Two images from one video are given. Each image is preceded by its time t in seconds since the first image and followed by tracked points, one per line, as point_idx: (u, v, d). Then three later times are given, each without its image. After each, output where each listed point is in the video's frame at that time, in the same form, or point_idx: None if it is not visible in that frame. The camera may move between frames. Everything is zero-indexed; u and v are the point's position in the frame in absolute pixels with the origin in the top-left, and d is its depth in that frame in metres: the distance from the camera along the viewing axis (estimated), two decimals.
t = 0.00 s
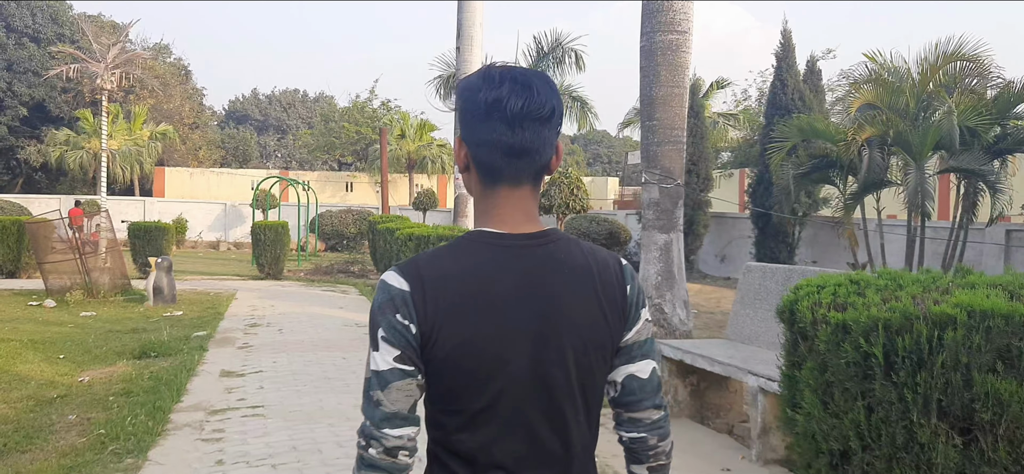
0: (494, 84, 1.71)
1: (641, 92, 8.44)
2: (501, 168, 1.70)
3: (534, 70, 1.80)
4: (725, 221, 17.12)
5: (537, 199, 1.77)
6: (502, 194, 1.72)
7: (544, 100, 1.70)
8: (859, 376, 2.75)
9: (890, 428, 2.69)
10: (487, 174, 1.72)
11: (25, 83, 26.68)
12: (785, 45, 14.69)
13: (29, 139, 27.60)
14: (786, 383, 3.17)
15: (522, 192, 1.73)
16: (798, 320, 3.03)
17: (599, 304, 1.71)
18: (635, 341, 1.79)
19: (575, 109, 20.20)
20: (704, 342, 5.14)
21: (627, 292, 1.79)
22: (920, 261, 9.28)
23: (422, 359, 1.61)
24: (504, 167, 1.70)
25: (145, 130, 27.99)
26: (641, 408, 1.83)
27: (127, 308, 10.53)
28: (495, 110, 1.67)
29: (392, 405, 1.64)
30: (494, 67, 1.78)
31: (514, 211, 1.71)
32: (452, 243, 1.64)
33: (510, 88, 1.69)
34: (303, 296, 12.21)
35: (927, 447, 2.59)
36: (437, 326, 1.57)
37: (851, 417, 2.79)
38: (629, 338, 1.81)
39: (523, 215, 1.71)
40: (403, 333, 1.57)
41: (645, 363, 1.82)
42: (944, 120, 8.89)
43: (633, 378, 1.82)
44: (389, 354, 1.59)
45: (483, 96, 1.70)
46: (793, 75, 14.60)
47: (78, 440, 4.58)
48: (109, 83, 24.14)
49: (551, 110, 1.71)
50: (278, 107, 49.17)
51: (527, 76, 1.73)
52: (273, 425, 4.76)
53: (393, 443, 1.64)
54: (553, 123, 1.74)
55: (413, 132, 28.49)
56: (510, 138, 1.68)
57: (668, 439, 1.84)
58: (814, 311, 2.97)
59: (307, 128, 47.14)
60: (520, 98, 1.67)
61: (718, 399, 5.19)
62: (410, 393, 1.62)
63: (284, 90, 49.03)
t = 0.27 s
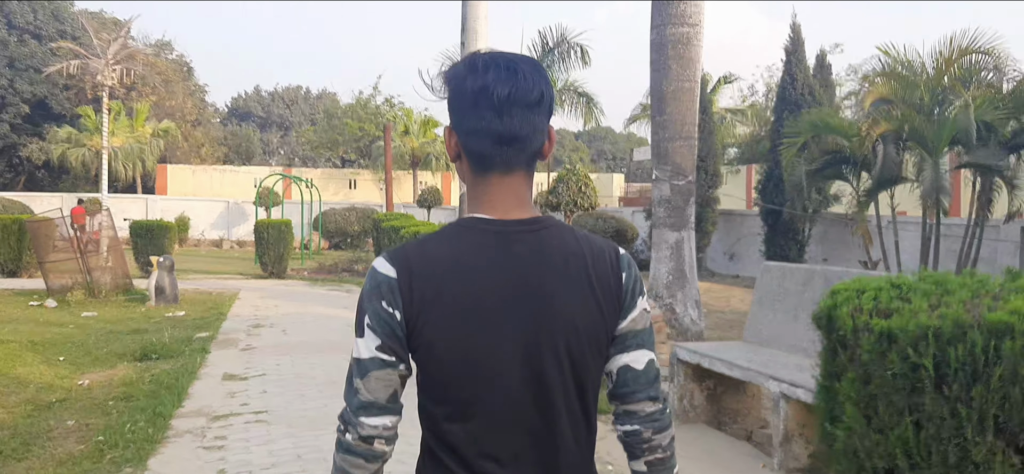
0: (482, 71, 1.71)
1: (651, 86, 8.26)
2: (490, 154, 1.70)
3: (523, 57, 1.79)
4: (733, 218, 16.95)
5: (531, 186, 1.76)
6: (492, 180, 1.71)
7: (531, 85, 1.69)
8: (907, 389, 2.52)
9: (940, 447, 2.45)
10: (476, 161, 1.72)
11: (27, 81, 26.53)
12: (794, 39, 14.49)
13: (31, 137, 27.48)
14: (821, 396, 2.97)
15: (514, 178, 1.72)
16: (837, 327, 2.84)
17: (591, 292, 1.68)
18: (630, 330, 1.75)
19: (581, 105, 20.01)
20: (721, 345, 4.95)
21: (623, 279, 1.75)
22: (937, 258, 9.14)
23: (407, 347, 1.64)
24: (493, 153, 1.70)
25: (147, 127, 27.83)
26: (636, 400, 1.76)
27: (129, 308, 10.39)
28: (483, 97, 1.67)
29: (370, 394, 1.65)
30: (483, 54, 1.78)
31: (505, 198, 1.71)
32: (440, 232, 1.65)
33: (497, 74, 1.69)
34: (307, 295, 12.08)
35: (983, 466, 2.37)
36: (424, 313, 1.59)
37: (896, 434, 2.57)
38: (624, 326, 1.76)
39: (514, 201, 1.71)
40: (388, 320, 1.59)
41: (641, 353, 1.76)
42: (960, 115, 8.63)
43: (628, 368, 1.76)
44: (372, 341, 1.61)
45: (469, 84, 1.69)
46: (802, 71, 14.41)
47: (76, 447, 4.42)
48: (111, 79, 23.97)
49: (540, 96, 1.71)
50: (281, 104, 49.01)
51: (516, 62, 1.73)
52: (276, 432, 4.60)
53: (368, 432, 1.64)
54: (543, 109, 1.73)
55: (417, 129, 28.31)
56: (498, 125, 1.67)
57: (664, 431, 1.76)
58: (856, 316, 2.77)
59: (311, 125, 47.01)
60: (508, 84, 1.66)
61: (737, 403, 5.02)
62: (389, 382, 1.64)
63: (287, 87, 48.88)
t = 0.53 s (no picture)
0: (484, 72, 1.70)
1: (659, 83, 8.17)
2: (491, 156, 1.69)
3: (526, 59, 1.78)
4: (739, 215, 16.86)
5: (532, 188, 1.75)
6: (492, 182, 1.71)
7: (533, 87, 1.68)
8: (947, 397, 2.44)
9: (984, 457, 2.33)
10: (478, 163, 1.71)
11: (30, 80, 26.51)
12: (801, 34, 14.39)
13: (35, 137, 27.46)
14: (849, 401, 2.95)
15: (514, 181, 1.71)
16: (868, 332, 2.80)
17: (587, 294, 1.66)
18: (629, 331, 1.71)
19: (585, 102, 19.92)
20: (734, 345, 4.84)
21: (621, 281, 1.72)
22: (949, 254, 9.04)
23: (403, 348, 1.65)
24: (495, 154, 1.69)
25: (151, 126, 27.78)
26: (640, 402, 1.72)
27: (133, 308, 10.33)
28: (484, 98, 1.66)
29: (361, 395, 1.66)
30: (486, 56, 1.77)
31: (506, 200, 1.70)
32: (438, 233, 1.66)
33: (499, 76, 1.68)
34: (312, 294, 12.01)
35: None
36: (421, 315, 1.59)
37: (937, 443, 2.48)
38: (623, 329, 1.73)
39: (516, 203, 1.70)
40: (383, 321, 1.60)
41: (642, 354, 1.72)
42: (973, 109, 8.51)
43: (630, 370, 1.72)
44: (365, 342, 1.63)
45: (471, 85, 1.69)
46: (809, 66, 14.30)
47: (78, 451, 4.34)
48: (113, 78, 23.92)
49: (542, 97, 1.69)
50: (284, 103, 49.01)
51: (518, 64, 1.72)
52: (282, 435, 4.52)
53: (358, 432, 1.66)
54: (545, 111, 1.71)
55: (420, 127, 28.24)
56: (499, 127, 1.66)
57: (669, 435, 1.72)
58: (889, 320, 2.73)
59: (314, 124, 46.99)
60: (509, 86, 1.66)
61: (750, 404, 4.89)
62: (381, 385, 1.65)
63: (290, 86, 48.86)
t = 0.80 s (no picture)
0: (479, 87, 1.67)
1: (664, 71, 8.01)
2: (488, 169, 1.66)
3: (522, 71, 1.75)
4: (744, 205, 16.71)
5: (530, 202, 1.71)
6: (490, 196, 1.68)
7: (530, 100, 1.65)
8: (997, 395, 2.32)
9: None
10: (475, 177, 1.68)
11: (30, 84, 26.41)
12: (805, 19, 14.19)
13: (36, 140, 27.40)
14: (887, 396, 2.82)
15: (512, 194, 1.68)
16: (907, 326, 2.67)
17: (588, 307, 1.63)
18: (628, 346, 1.70)
19: (587, 94, 19.77)
20: (748, 338, 4.74)
21: (621, 295, 1.69)
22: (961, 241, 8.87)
23: (405, 362, 1.62)
24: (492, 168, 1.66)
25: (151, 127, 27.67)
26: (634, 417, 1.71)
27: (135, 311, 10.23)
28: (481, 112, 1.63)
29: (366, 407, 1.65)
30: (481, 70, 1.74)
31: (505, 213, 1.66)
32: (437, 246, 1.62)
33: (495, 90, 1.65)
34: (316, 294, 11.90)
35: None
36: (421, 327, 1.56)
37: (987, 444, 2.36)
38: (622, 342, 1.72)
39: (514, 216, 1.66)
40: (385, 335, 1.58)
41: (639, 369, 1.71)
42: (984, 91, 8.33)
43: (626, 384, 1.71)
44: (368, 355, 1.60)
45: (468, 100, 1.66)
46: (813, 52, 14.12)
47: (78, 460, 4.22)
48: (113, 79, 23.84)
49: (538, 110, 1.66)
50: (285, 102, 48.88)
51: (513, 78, 1.69)
52: (286, 440, 4.41)
53: (364, 444, 1.65)
54: (541, 125, 1.68)
55: (422, 123, 28.12)
56: (497, 140, 1.63)
57: (661, 449, 1.72)
58: (930, 312, 2.59)
59: (315, 122, 46.86)
60: (506, 101, 1.62)
61: (766, 399, 4.80)
62: (385, 397, 1.64)
63: (290, 84, 48.73)
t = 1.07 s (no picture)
0: (482, 75, 1.67)
1: (670, 70, 7.92)
2: (490, 158, 1.68)
3: (524, 61, 1.76)
4: (749, 204, 16.59)
5: (531, 190, 1.74)
6: (492, 183, 1.69)
7: (532, 90, 1.66)
8: None
9: None
10: (478, 164, 1.69)
11: (32, 85, 26.36)
12: (811, 18, 14.09)
13: (38, 142, 27.36)
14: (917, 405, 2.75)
15: (513, 182, 1.70)
16: (939, 328, 2.60)
17: (589, 294, 1.66)
18: (628, 334, 1.73)
19: (590, 94, 19.68)
20: (758, 339, 4.65)
21: (621, 284, 1.72)
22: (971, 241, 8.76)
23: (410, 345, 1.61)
24: (494, 156, 1.68)
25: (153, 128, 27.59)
26: (631, 404, 1.76)
27: (136, 312, 10.14)
28: (484, 101, 1.64)
29: (376, 389, 1.62)
30: (483, 58, 1.74)
31: (506, 201, 1.68)
32: (439, 231, 1.63)
33: (498, 78, 1.66)
34: (318, 294, 11.80)
35: None
36: (424, 311, 1.56)
37: None
38: (622, 331, 1.75)
39: (515, 204, 1.68)
40: (390, 317, 1.56)
41: (636, 358, 1.75)
42: (993, 90, 8.13)
43: (624, 373, 1.75)
44: (376, 338, 1.58)
45: (470, 88, 1.67)
46: (819, 51, 14.02)
47: (73, 466, 4.12)
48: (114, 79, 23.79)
49: (541, 100, 1.67)
50: (287, 102, 48.82)
51: (516, 66, 1.69)
52: (286, 445, 4.30)
53: (376, 424, 1.62)
54: (543, 115, 1.70)
55: (424, 123, 28.09)
56: (500, 129, 1.65)
57: (656, 436, 1.77)
58: (962, 314, 2.51)
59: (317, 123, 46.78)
60: (508, 90, 1.64)
61: (777, 401, 4.69)
62: (396, 377, 1.60)
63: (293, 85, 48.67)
